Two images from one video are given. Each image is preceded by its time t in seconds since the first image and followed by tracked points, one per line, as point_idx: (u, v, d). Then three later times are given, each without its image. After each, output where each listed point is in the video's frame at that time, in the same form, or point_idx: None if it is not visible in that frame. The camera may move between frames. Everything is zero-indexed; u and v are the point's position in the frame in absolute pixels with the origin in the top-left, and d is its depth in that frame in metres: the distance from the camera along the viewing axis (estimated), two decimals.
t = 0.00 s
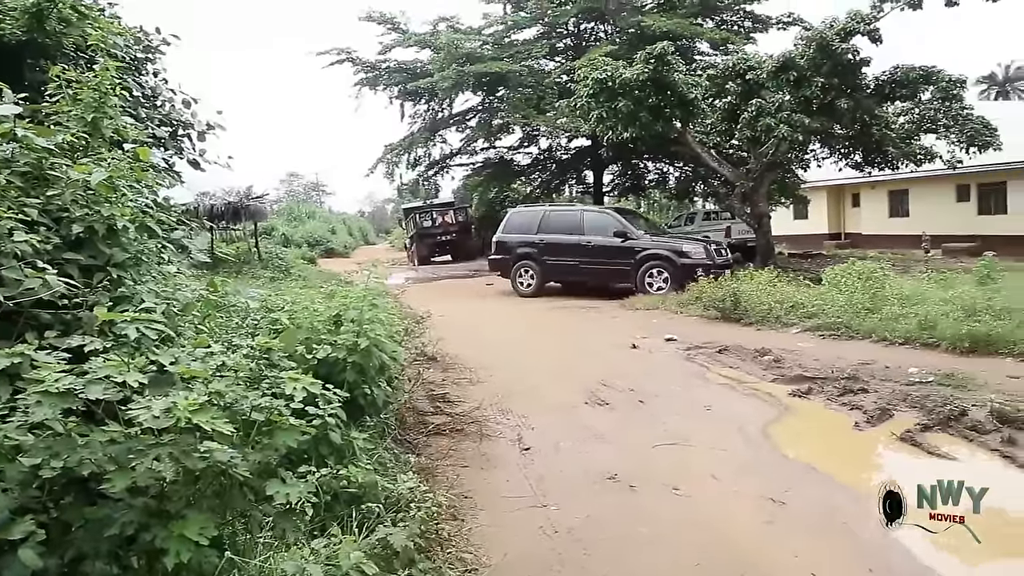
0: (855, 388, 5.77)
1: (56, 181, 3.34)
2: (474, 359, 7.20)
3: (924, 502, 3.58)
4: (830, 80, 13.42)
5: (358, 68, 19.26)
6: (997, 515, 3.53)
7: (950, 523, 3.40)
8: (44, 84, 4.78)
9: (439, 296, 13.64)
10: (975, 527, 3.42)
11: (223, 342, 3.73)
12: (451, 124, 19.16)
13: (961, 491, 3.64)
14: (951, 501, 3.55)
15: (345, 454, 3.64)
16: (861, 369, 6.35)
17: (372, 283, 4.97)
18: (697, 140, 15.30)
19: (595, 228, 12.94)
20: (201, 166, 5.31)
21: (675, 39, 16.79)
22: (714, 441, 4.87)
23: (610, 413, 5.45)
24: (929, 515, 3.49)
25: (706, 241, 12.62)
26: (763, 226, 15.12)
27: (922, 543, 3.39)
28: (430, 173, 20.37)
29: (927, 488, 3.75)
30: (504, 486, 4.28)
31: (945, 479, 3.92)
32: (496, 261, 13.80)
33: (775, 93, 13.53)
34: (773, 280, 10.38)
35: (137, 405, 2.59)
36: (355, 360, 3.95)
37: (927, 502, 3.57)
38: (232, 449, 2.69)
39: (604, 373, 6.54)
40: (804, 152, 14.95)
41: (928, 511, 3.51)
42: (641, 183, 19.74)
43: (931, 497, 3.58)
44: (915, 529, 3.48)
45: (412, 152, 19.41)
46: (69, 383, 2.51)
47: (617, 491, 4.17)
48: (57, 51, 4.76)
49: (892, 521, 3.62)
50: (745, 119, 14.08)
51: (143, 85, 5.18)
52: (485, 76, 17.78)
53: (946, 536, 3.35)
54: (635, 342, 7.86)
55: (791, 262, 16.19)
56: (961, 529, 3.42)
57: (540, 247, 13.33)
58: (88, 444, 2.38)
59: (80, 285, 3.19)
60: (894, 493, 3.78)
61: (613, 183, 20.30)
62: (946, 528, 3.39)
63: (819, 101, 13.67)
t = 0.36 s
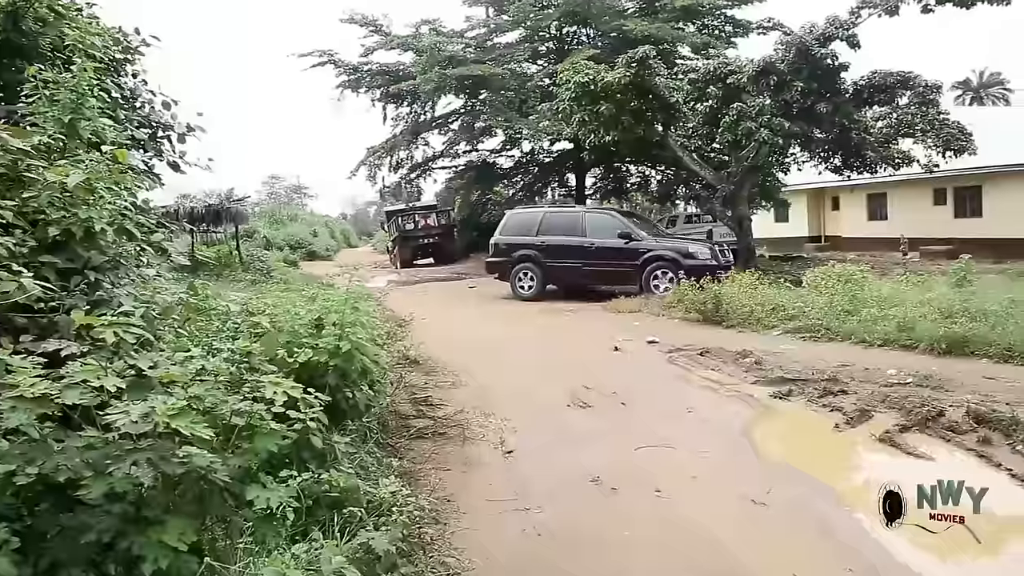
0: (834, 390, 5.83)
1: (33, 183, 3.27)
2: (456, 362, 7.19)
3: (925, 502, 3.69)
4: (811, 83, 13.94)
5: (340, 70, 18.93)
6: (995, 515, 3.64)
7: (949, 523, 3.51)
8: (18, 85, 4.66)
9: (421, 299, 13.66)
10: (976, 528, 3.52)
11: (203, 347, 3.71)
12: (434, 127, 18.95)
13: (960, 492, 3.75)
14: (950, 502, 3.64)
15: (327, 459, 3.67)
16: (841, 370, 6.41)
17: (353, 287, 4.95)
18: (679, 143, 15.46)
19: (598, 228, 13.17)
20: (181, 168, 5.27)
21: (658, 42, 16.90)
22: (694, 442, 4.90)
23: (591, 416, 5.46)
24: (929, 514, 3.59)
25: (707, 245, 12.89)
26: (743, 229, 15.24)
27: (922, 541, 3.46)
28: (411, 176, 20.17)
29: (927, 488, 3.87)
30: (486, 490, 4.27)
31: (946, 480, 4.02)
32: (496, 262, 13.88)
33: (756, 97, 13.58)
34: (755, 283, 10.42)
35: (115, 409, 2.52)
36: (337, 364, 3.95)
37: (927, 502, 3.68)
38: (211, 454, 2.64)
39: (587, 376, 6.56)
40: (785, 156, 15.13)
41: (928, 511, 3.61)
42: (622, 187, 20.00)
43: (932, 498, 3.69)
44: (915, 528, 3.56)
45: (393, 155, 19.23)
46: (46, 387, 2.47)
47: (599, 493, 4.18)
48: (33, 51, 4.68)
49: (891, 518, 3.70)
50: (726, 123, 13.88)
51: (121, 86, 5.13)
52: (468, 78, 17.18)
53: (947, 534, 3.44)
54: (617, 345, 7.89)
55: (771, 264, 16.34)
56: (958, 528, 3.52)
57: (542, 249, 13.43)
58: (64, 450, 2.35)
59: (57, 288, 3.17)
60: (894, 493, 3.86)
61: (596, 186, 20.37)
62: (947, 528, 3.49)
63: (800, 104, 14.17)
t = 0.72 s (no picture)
0: (814, 392, 5.87)
1: (8, 185, 3.21)
2: (437, 366, 7.17)
3: (924, 503, 3.83)
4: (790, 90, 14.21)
5: (321, 74, 19.05)
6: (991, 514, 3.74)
7: (950, 523, 3.64)
8: None
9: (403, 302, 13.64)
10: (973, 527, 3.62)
11: (183, 352, 3.68)
12: (415, 131, 19.07)
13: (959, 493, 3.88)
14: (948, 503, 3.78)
15: (308, 463, 3.64)
16: (821, 373, 6.47)
17: (334, 290, 4.93)
18: (660, 148, 15.44)
19: (601, 232, 12.63)
20: (160, 171, 5.21)
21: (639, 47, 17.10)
22: (675, 445, 4.92)
23: (572, 419, 5.47)
24: (929, 516, 3.72)
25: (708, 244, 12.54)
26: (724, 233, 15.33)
27: (922, 538, 3.55)
28: (394, 180, 20.31)
29: (927, 488, 4.01)
30: (468, 494, 4.27)
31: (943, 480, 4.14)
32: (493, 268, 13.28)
33: (737, 101, 13.71)
34: (736, 286, 10.48)
35: (91, 416, 2.47)
36: (318, 369, 3.94)
37: (926, 503, 3.82)
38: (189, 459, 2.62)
39: (569, 380, 6.56)
40: (765, 160, 15.27)
41: (928, 513, 3.75)
42: (604, 190, 19.79)
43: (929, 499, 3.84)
44: (916, 528, 3.66)
45: (375, 158, 19.46)
46: (19, 394, 2.42)
47: (581, 497, 4.18)
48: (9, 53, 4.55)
49: (890, 518, 3.79)
50: (707, 128, 14.03)
51: (100, 88, 5.08)
52: (450, 82, 17.70)
53: (943, 532, 3.57)
54: (599, 348, 7.90)
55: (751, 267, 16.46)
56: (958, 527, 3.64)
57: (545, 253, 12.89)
58: (39, 457, 2.30)
59: (32, 292, 3.13)
60: (893, 493, 3.97)
61: (577, 190, 20.41)
62: (947, 527, 3.61)
63: (779, 110, 14.59)
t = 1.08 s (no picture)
0: (788, 394, 5.93)
1: None
2: (414, 370, 7.15)
3: (924, 502, 3.90)
4: (764, 95, 14.01)
5: (298, 76, 18.93)
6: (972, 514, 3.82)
7: (951, 522, 3.71)
8: None
9: (381, 306, 13.59)
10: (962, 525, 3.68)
11: (156, 357, 3.64)
12: (393, 134, 19.03)
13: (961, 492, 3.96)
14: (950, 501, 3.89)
15: (283, 469, 3.62)
16: (794, 375, 6.55)
17: (309, 294, 4.91)
18: (637, 152, 15.75)
19: (601, 234, 12.46)
20: (133, 174, 5.14)
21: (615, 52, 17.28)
22: (651, 448, 4.95)
23: (549, 423, 5.48)
24: (930, 515, 3.80)
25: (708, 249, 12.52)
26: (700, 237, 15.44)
27: (924, 535, 3.59)
28: (371, 183, 20.22)
29: (926, 488, 4.07)
30: (444, 498, 4.25)
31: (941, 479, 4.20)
32: (491, 273, 12.95)
33: (712, 106, 13.86)
34: (712, 289, 10.57)
35: (60, 422, 2.40)
36: (292, 373, 3.92)
37: (926, 502, 3.89)
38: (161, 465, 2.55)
39: (546, 383, 6.57)
40: (740, 165, 15.43)
41: (928, 512, 3.82)
42: (581, 193, 19.99)
43: (932, 497, 3.93)
44: (917, 527, 3.70)
45: (352, 161, 19.29)
46: None
47: (557, 500, 4.19)
48: None
49: (891, 518, 3.82)
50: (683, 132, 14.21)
51: (69, 89, 5.00)
52: (426, 85, 17.56)
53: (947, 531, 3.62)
54: (576, 352, 7.92)
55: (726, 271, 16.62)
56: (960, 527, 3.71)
57: (544, 256, 12.63)
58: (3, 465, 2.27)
59: None
60: (892, 492, 4.02)
61: (554, 194, 20.51)
62: (947, 527, 3.67)
63: (754, 115, 14.21)
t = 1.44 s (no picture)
0: (769, 396, 5.97)
1: None
2: (396, 373, 7.13)
3: (926, 503, 3.88)
4: (744, 99, 13.84)
5: (279, 77, 18.82)
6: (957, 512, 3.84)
7: (951, 523, 3.69)
8: None
9: (363, 308, 13.56)
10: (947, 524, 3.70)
11: (134, 361, 3.59)
12: (374, 136, 18.99)
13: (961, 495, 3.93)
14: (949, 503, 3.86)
15: (264, 473, 3.59)
16: (775, 377, 6.60)
17: (290, 297, 4.89)
18: (619, 155, 15.92)
19: (616, 239, 12.29)
20: (111, 176, 5.09)
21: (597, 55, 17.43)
22: (632, 450, 4.97)
23: (532, 426, 5.47)
24: (931, 515, 3.78)
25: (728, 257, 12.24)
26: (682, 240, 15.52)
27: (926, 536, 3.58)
28: (353, 185, 20.16)
29: (927, 488, 4.07)
30: (426, 502, 4.23)
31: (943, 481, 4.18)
32: (501, 274, 12.83)
33: (694, 110, 13.95)
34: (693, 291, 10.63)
35: (35, 427, 2.37)
36: (273, 377, 3.90)
37: (928, 503, 3.86)
38: (139, 469, 2.52)
39: (529, 386, 6.57)
40: (721, 168, 15.53)
41: (930, 512, 3.80)
42: (563, 196, 20.04)
43: (933, 498, 3.90)
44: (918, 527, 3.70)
45: (333, 163, 19.19)
46: None
47: (539, 502, 4.19)
48: None
49: (890, 519, 3.81)
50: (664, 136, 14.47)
51: (46, 89, 4.94)
52: (408, 87, 17.61)
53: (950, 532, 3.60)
54: (558, 354, 7.94)
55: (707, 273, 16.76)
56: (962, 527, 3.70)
57: (556, 259, 12.49)
58: None
59: None
60: (892, 493, 4.00)
61: (536, 197, 20.59)
62: (948, 527, 3.65)
63: (734, 119, 13.98)
